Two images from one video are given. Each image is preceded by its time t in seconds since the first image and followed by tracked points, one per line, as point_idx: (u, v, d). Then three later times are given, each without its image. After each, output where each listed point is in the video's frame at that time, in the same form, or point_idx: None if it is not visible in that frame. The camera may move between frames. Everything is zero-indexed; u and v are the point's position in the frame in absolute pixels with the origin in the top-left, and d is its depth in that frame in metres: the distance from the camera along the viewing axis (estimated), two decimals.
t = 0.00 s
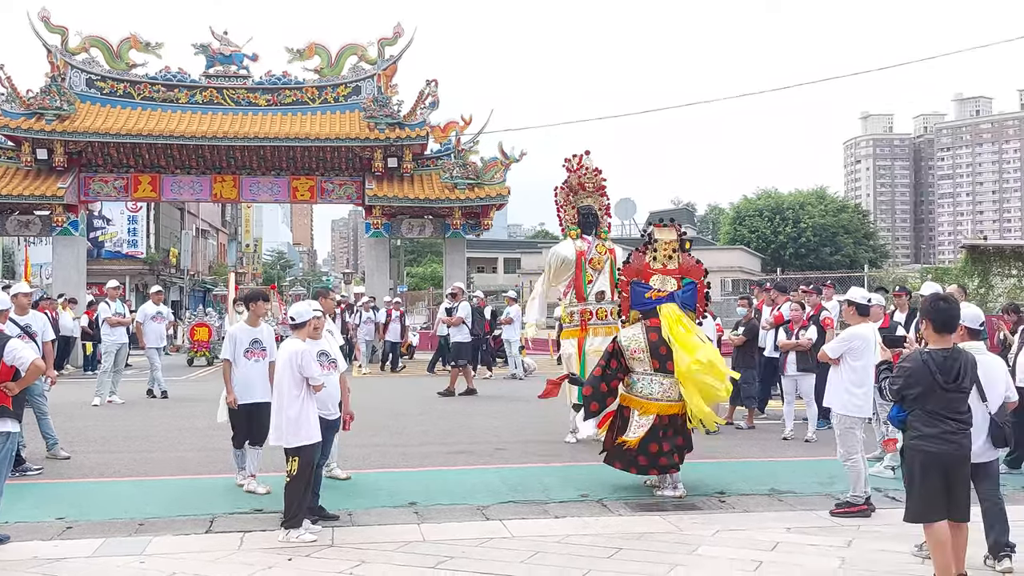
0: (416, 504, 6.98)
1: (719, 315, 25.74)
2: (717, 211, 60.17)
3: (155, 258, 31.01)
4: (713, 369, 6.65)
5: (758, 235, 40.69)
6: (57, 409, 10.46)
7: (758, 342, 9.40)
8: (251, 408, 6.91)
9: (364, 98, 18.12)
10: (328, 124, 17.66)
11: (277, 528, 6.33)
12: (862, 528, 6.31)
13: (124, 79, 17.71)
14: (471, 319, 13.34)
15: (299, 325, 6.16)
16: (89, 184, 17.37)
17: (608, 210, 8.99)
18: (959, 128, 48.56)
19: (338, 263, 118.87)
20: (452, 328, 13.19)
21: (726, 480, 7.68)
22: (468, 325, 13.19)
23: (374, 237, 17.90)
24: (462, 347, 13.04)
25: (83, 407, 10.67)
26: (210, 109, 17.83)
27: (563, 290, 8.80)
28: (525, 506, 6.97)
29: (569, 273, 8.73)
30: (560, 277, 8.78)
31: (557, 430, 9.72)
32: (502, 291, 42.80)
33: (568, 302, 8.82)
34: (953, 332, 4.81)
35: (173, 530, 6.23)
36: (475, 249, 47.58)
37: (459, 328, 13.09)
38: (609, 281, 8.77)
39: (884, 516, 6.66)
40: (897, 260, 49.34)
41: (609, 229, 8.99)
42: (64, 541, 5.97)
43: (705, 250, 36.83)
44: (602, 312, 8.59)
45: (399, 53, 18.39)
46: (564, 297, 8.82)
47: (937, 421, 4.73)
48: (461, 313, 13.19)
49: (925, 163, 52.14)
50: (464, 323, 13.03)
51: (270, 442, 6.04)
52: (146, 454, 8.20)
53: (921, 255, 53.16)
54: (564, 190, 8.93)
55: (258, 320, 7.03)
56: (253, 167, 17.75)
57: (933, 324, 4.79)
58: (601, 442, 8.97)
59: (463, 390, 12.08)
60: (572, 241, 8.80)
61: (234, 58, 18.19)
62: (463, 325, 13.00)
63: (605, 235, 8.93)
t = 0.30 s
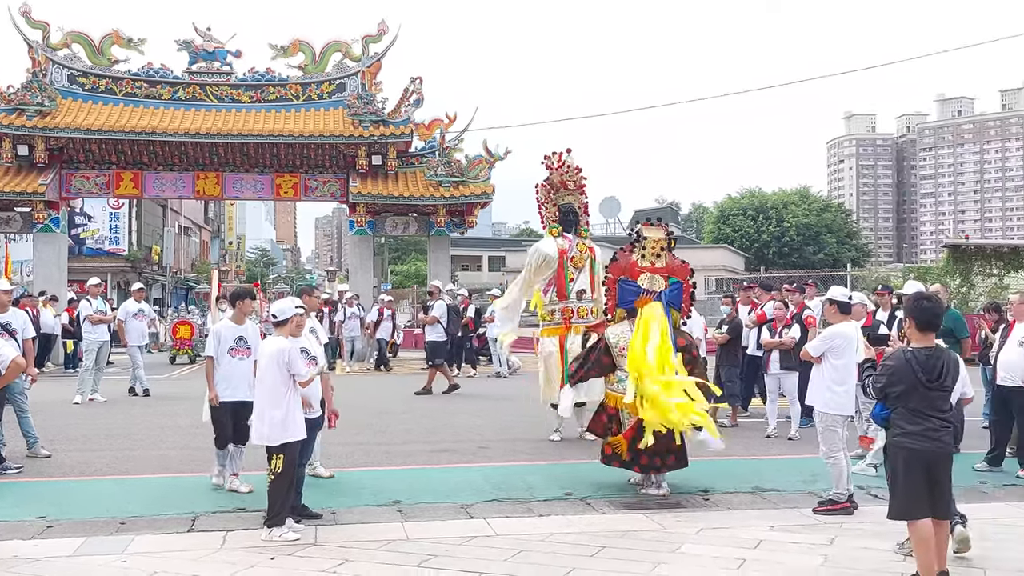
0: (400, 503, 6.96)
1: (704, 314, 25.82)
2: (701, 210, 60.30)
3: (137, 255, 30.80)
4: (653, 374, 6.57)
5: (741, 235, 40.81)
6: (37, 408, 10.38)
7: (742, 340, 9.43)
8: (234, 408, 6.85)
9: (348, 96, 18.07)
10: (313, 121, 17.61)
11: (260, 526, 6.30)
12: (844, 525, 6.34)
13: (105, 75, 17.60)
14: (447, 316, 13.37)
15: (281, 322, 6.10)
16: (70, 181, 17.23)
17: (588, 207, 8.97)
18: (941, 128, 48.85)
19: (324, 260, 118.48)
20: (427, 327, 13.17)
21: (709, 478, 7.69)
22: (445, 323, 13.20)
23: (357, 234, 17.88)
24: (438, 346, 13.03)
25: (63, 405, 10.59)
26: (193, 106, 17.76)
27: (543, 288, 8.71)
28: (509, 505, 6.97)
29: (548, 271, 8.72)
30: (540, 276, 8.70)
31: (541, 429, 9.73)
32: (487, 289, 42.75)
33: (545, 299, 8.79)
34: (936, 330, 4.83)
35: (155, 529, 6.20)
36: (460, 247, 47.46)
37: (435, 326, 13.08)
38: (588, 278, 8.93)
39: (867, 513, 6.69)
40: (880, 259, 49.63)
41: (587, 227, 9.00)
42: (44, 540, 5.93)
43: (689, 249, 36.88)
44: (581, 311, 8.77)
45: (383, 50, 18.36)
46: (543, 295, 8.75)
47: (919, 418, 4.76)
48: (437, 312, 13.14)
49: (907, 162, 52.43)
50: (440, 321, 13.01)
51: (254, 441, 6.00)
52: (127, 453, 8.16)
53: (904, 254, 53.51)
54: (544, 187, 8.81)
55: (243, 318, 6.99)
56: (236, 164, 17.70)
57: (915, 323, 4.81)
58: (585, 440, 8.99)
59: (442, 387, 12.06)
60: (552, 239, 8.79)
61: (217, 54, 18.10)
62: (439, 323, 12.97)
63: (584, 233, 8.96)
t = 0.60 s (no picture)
0: (375, 503, 6.93)
1: (679, 313, 25.94)
2: (678, 210, 60.48)
3: (109, 253, 30.50)
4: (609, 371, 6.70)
5: (717, 234, 40.96)
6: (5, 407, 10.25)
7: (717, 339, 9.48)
8: (206, 409, 6.75)
9: (324, 93, 18.00)
10: (289, 119, 17.53)
11: (234, 527, 6.24)
12: (818, 524, 6.38)
13: (78, 71, 17.41)
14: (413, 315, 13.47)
15: (256, 321, 6.02)
16: (42, 178, 17.04)
17: (563, 207, 8.95)
18: (915, 130, 49.35)
19: (303, 259, 117.89)
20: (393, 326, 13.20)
21: (685, 477, 7.71)
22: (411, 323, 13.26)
23: (333, 233, 17.78)
24: (404, 346, 12.99)
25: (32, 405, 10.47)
26: (167, 103, 17.62)
27: (513, 287, 8.72)
28: (485, 505, 6.95)
29: (519, 271, 8.74)
30: (510, 275, 8.73)
31: (517, 428, 9.72)
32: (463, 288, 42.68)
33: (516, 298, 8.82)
34: (910, 330, 4.87)
35: (127, 530, 6.13)
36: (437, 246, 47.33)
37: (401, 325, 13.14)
38: (562, 278, 8.84)
39: (840, 511, 6.74)
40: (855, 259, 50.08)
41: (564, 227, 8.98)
42: (13, 541, 5.85)
43: (665, 249, 37.00)
44: (551, 309, 8.71)
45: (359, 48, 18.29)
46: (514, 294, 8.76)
47: (895, 418, 4.79)
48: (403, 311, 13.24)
49: (881, 164, 52.92)
50: (405, 319, 13.05)
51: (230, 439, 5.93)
52: (98, 453, 8.07)
53: (878, 254, 54.00)
54: (520, 186, 8.86)
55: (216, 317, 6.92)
56: (210, 162, 17.61)
57: (892, 322, 4.83)
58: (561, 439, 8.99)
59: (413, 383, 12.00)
60: (524, 238, 8.81)
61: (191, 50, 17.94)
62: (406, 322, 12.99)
63: (560, 232, 8.94)
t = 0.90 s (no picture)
0: (373, 503, 6.92)
1: (677, 313, 25.95)
2: (675, 211, 60.45)
3: (107, 253, 30.46)
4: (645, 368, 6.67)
5: (714, 235, 40.97)
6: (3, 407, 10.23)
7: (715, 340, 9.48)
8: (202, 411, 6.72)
9: (321, 93, 17.99)
10: (286, 118, 17.52)
11: (232, 527, 6.23)
12: (817, 524, 6.37)
13: (75, 71, 17.38)
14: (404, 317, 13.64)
15: (253, 321, 5.99)
16: (39, 178, 17.02)
17: (565, 208, 8.94)
18: (912, 130, 49.41)
19: (300, 259, 117.76)
20: (384, 326, 13.34)
21: (683, 477, 7.72)
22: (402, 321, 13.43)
23: (331, 233, 17.76)
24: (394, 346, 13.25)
25: (30, 404, 10.45)
26: (164, 102, 17.61)
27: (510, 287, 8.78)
28: (483, 505, 6.95)
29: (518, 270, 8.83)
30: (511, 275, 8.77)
31: (515, 429, 9.72)
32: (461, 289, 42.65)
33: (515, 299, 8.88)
34: (910, 330, 4.87)
35: (125, 530, 6.12)
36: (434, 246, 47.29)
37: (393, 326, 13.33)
38: (559, 278, 8.80)
39: (839, 512, 6.73)
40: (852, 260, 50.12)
41: (565, 229, 8.94)
42: (10, 541, 5.84)
43: (663, 249, 36.97)
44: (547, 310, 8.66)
45: (357, 48, 18.28)
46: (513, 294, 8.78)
47: (895, 418, 4.79)
48: (394, 311, 13.43)
49: (879, 164, 52.98)
50: (396, 320, 13.23)
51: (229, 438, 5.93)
52: (96, 453, 8.06)
53: (875, 255, 54.03)
54: (521, 188, 8.93)
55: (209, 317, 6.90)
56: (208, 161, 17.59)
57: (892, 322, 4.83)
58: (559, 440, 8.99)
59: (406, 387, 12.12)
60: (522, 239, 8.86)
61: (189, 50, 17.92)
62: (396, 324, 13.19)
63: (560, 233, 8.89)
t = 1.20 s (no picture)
0: (366, 504, 6.92)
1: (670, 313, 26.00)
2: (669, 211, 60.56)
3: (99, 253, 30.39)
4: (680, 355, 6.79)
5: (708, 235, 41.03)
6: None
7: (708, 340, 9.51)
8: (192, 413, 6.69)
9: (315, 93, 17.97)
10: (279, 118, 17.51)
11: (225, 528, 6.21)
12: (809, 524, 6.39)
13: (67, 70, 17.34)
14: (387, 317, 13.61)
15: (246, 321, 5.96)
16: (30, 177, 16.97)
17: (564, 207, 8.93)
18: (904, 131, 49.63)
19: (292, 260, 117.58)
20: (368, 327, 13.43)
21: (676, 477, 7.73)
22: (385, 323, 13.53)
23: (324, 233, 17.75)
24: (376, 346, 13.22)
25: (21, 405, 10.43)
26: (157, 102, 17.58)
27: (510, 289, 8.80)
28: (476, 505, 6.95)
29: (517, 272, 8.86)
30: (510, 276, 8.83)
31: (508, 429, 9.73)
32: (454, 289, 42.63)
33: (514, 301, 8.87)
34: (903, 330, 4.89)
35: (117, 531, 6.10)
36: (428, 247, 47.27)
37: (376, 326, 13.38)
38: (558, 278, 8.79)
39: (831, 511, 6.75)
40: (846, 261, 50.26)
41: (564, 227, 8.97)
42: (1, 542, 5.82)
43: (656, 249, 36.99)
44: (547, 309, 8.56)
45: (351, 48, 18.27)
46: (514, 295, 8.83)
47: (887, 418, 4.80)
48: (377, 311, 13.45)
49: (871, 165, 53.17)
50: (379, 321, 13.23)
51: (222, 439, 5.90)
52: (87, 454, 8.05)
53: (868, 255, 54.17)
54: (517, 189, 8.95)
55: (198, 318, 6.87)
56: (200, 161, 17.56)
57: (885, 323, 4.85)
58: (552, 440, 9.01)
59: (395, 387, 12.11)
60: (521, 240, 8.91)
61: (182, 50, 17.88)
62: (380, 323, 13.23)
63: (558, 232, 8.93)
